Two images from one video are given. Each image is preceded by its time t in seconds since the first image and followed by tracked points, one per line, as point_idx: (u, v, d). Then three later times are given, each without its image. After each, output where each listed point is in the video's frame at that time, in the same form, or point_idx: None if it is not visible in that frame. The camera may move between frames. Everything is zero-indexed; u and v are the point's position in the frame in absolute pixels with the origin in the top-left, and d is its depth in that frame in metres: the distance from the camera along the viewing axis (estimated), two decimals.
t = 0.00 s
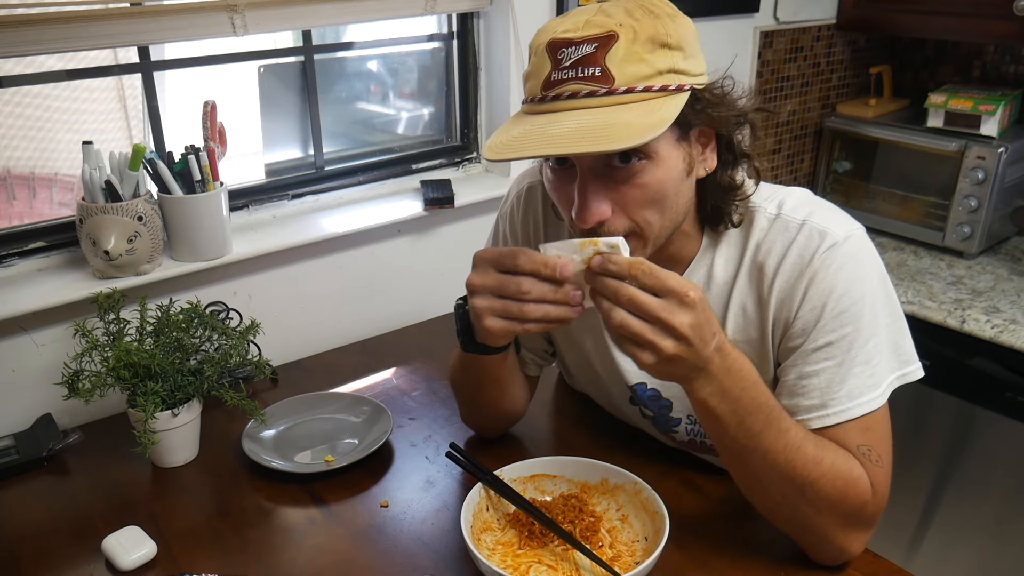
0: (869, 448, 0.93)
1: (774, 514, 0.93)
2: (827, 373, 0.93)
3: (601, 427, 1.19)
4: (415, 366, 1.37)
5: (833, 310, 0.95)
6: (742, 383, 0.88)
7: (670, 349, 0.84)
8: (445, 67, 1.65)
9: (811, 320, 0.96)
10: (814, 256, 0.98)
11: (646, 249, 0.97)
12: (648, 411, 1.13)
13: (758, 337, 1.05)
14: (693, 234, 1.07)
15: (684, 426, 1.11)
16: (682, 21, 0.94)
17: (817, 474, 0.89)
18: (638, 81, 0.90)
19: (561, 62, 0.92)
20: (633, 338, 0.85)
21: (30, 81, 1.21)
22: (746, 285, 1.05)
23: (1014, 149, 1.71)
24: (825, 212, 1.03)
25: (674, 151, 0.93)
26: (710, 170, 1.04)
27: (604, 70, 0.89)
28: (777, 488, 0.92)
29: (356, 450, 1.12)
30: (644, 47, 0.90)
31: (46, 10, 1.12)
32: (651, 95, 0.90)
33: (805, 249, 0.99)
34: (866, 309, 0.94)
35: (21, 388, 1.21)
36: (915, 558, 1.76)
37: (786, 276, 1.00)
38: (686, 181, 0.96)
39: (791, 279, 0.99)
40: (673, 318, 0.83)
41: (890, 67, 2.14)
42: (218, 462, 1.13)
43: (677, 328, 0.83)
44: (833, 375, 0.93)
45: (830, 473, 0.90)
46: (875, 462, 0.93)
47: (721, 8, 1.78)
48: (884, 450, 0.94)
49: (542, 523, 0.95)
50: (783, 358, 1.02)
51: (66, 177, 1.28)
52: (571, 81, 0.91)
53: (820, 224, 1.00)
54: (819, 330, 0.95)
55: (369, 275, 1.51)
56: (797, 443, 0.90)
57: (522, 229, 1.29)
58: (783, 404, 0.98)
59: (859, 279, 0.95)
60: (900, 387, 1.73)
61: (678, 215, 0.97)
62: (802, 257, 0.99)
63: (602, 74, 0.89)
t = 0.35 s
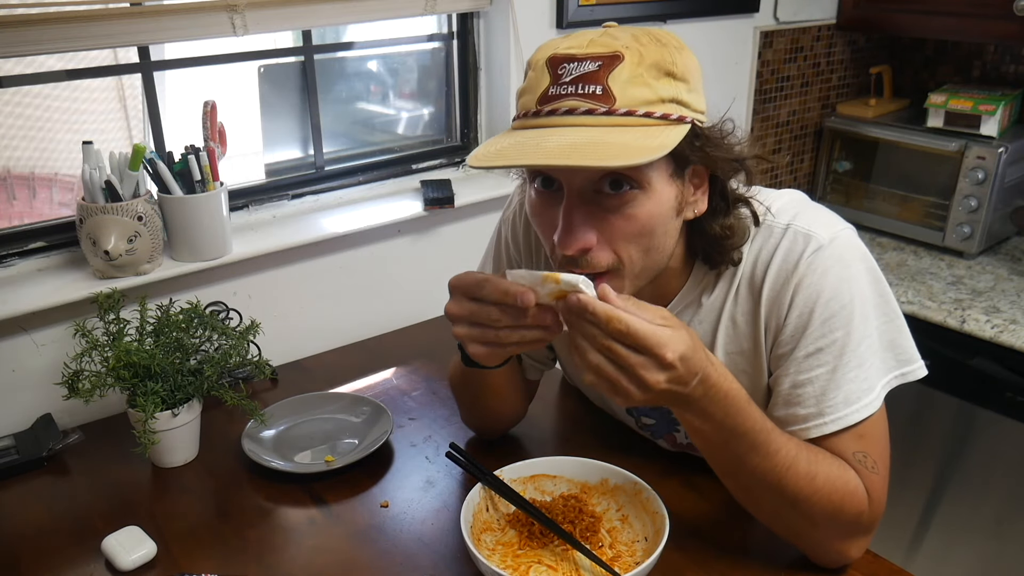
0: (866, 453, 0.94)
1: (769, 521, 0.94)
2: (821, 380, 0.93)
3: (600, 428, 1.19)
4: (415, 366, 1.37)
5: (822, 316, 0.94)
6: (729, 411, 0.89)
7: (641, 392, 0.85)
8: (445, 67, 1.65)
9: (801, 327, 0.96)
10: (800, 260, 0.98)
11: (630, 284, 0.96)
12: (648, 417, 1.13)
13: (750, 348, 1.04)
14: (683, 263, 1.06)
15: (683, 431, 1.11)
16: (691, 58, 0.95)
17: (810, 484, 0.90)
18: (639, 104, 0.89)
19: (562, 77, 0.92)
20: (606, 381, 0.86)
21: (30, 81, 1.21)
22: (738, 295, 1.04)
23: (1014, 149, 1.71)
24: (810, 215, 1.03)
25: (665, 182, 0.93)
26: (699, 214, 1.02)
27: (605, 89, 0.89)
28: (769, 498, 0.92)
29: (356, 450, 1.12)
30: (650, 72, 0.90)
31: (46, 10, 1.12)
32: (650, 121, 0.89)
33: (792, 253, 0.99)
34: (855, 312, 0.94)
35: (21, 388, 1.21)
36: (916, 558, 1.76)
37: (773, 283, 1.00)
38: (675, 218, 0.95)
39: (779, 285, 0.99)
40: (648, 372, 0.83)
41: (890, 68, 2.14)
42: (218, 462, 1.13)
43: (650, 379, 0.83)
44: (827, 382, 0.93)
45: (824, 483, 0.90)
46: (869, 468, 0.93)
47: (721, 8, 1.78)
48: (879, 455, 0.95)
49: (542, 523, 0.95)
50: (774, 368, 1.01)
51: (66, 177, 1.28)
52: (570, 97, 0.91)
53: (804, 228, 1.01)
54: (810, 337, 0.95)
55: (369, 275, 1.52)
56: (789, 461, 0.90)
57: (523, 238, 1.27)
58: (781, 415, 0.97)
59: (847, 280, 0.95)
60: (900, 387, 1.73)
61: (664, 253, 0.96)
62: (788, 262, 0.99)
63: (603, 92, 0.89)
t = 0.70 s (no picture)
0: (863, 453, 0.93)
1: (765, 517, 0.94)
2: (817, 380, 0.93)
3: (600, 428, 1.19)
4: (415, 366, 1.37)
5: (818, 316, 0.94)
6: (719, 393, 0.92)
7: (638, 347, 0.90)
8: (446, 67, 1.65)
9: (797, 327, 0.96)
10: (796, 260, 0.98)
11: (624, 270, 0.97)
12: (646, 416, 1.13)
13: (747, 348, 1.04)
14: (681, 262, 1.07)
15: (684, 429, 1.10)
16: (692, 52, 0.96)
17: (800, 478, 0.90)
18: (637, 88, 0.89)
19: (561, 62, 0.93)
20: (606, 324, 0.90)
21: (30, 81, 1.21)
22: (734, 294, 1.04)
23: (1014, 149, 1.71)
24: (808, 215, 1.03)
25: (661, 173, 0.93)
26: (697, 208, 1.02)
27: (603, 72, 0.89)
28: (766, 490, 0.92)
29: (356, 450, 1.12)
30: (648, 59, 0.91)
31: (46, 10, 1.12)
32: (647, 106, 0.89)
33: (788, 253, 0.99)
34: (852, 312, 0.94)
35: (21, 388, 1.21)
36: (916, 558, 1.76)
37: (771, 283, 1.00)
38: (670, 210, 0.95)
39: (776, 285, 0.99)
40: (649, 316, 0.88)
41: (890, 68, 2.14)
42: (218, 462, 1.13)
43: (650, 327, 0.88)
44: (824, 382, 0.93)
45: (816, 481, 0.90)
46: (865, 468, 0.93)
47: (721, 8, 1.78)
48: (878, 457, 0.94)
49: (542, 523, 0.95)
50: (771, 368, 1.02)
51: (66, 177, 1.28)
52: (569, 80, 0.91)
53: (801, 228, 1.00)
54: (806, 337, 0.95)
55: (369, 276, 1.51)
56: (779, 451, 0.91)
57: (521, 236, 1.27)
58: (778, 415, 0.98)
59: (844, 281, 0.95)
60: (900, 387, 1.73)
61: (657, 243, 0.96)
62: (784, 263, 0.99)
63: (601, 75, 0.90)
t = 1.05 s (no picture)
0: (863, 451, 0.93)
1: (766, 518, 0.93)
2: (824, 378, 0.93)
3: (600, 427, 1.19)
4: (415, 366, 1.37)
5: (825, 314, 0.94)
6: (713, 396, 0.93)
7: (631, 353, 0.90)
8: (446, 67, 1.65)
9: (803, 324, 0.96)
10: (803, 258, 0.98)
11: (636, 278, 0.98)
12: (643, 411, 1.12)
13: (750, 342, 1.04)
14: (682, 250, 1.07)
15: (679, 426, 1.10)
16: (668, 43, 0.94)
17: (801, 477, 0.90)
18: (625, 109, 0.88)
19: (544, 90, 0.90)
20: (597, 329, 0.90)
21: (30, 81, 1.21)
22: (739, 287, 1.04)
23: (1014, 149, 1.71)
24: (815, 213, 1.03)
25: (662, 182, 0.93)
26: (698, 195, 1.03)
27: (589, 99, 0.88)
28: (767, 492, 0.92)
29: (356, 450, 1.12)
30: (632, 72, 0.89)
31: (46, 10, 1.12)
32: (639, 124, 0.89)
33: (795, 250, 0.99)
34: (859, 311, 0.94)
35: (21, 388, 1.21)
36: (915, 558, 1.76)
37: (778, 279, 0.99)
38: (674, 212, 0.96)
39: (782, 282, 0.99)
40: (638, 318, 0.89)
41: (890, 68, 2.14)
42: (219, 462, 1.13)
43: (640, 328, 0.89)
44: (830, 380, 0.93)
45: (814, 480, 0.90)
46: (864, 469, 0.93)
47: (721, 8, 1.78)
48: (879, 456, 0.94)
49: (543, 523, 0.95)
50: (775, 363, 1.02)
51: (66, 177, 1.28)
52: (555, 111, 0.89)
53: (809, 225, 1.00)
54: (812, 335, 0.95)
55: (369, 275, 1.52)
56: (775, 451, 0.92)
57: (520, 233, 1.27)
58: (782, 411, 0.97)
59: (851, 280, 0.95)
60: (900, 387, 1.73)
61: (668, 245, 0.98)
62: (792, 260, 0.99)
63: (587, 103, 0.88)
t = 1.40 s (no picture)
0: (863, 453, 0.93)
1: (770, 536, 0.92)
2: (832, 377, 0.93)
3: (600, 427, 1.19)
4: (415, 366, 1.37)
5: (837, 313, 0.94)
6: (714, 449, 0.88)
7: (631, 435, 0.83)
8: (445, 67, 1.65)
9: (813, 322, 0.96)
10: (817, 256, 0.97)
11: (625, 236, 0.97)
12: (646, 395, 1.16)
13: (756, 332, 1.04)
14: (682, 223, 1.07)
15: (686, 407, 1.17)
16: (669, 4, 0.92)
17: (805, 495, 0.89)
18: (606, 67, 0.88)
19: (536, 50, 0.92)
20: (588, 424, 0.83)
21: (30, 81, 1.21)
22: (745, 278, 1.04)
23: (1014, 149, 1.71)
24: (830, 210, 1.02)
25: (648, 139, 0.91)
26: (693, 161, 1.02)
27: (573, 57, 0.89)
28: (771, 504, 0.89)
29: (356, 450, 1.12)
30: (619, 33, 0.88)
31: (46, 10, 1.12)
32: (619, 83, 0.88)
33: (808, 248, 0.98)
34: (870, 312, 0.94)
35: (21, 388, 1.21)
36: (916, 559, 1.76)
37: (788, 275, 0.99)
38: (662, 171, 0.94)
39: (794, 278, 0.98)
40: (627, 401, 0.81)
41: (890, 67, 2.14)
42: (219, 462, 1.13)
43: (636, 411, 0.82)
44: (839, 380, 0.93)
45: (815, 491, 0.90)
46: (866, 470, 0.93)
47: (721, 8, 1.78)
48: (877, 457, 0.94)
49: (543, 523, 0.95)
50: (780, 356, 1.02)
51: (66, 177, 1.28)
52: (542, 68, 0.91)
53: (825, 223, 0.99)
54: (823, 333, 0.95)
55: (369, 276, 1.52)
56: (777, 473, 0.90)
57: (514, 226, 1.28)
58: (784, 407, 0.97)
59: (865, 281, 0.95)
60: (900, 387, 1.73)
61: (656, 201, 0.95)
62: (804, 256, 0.98)
63: (572, 61, 0.89)
